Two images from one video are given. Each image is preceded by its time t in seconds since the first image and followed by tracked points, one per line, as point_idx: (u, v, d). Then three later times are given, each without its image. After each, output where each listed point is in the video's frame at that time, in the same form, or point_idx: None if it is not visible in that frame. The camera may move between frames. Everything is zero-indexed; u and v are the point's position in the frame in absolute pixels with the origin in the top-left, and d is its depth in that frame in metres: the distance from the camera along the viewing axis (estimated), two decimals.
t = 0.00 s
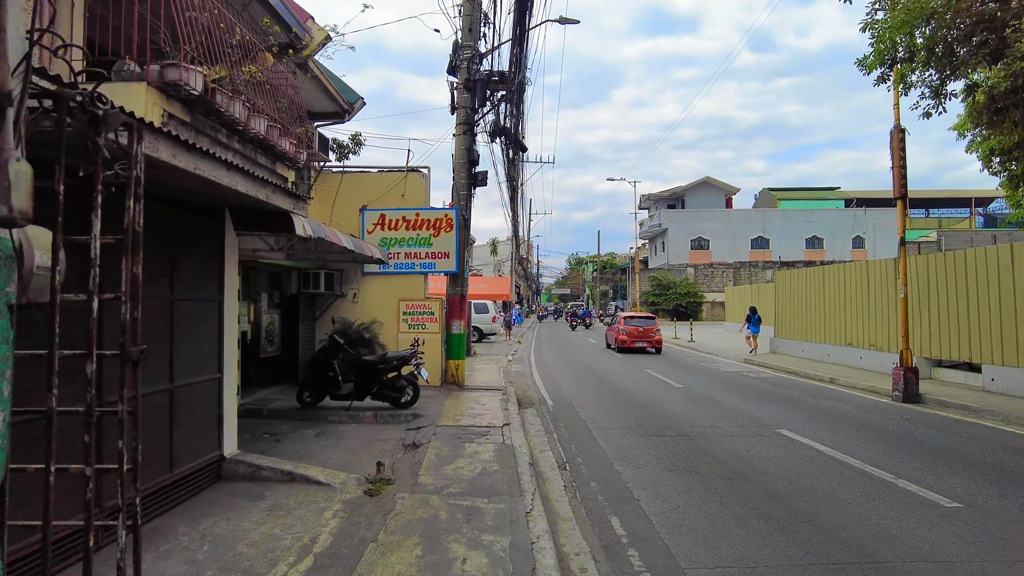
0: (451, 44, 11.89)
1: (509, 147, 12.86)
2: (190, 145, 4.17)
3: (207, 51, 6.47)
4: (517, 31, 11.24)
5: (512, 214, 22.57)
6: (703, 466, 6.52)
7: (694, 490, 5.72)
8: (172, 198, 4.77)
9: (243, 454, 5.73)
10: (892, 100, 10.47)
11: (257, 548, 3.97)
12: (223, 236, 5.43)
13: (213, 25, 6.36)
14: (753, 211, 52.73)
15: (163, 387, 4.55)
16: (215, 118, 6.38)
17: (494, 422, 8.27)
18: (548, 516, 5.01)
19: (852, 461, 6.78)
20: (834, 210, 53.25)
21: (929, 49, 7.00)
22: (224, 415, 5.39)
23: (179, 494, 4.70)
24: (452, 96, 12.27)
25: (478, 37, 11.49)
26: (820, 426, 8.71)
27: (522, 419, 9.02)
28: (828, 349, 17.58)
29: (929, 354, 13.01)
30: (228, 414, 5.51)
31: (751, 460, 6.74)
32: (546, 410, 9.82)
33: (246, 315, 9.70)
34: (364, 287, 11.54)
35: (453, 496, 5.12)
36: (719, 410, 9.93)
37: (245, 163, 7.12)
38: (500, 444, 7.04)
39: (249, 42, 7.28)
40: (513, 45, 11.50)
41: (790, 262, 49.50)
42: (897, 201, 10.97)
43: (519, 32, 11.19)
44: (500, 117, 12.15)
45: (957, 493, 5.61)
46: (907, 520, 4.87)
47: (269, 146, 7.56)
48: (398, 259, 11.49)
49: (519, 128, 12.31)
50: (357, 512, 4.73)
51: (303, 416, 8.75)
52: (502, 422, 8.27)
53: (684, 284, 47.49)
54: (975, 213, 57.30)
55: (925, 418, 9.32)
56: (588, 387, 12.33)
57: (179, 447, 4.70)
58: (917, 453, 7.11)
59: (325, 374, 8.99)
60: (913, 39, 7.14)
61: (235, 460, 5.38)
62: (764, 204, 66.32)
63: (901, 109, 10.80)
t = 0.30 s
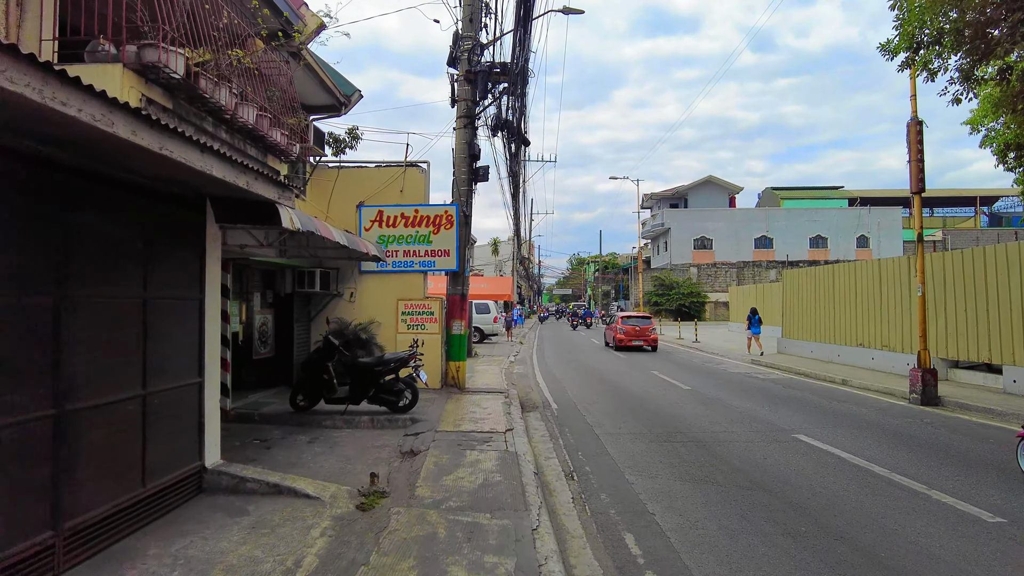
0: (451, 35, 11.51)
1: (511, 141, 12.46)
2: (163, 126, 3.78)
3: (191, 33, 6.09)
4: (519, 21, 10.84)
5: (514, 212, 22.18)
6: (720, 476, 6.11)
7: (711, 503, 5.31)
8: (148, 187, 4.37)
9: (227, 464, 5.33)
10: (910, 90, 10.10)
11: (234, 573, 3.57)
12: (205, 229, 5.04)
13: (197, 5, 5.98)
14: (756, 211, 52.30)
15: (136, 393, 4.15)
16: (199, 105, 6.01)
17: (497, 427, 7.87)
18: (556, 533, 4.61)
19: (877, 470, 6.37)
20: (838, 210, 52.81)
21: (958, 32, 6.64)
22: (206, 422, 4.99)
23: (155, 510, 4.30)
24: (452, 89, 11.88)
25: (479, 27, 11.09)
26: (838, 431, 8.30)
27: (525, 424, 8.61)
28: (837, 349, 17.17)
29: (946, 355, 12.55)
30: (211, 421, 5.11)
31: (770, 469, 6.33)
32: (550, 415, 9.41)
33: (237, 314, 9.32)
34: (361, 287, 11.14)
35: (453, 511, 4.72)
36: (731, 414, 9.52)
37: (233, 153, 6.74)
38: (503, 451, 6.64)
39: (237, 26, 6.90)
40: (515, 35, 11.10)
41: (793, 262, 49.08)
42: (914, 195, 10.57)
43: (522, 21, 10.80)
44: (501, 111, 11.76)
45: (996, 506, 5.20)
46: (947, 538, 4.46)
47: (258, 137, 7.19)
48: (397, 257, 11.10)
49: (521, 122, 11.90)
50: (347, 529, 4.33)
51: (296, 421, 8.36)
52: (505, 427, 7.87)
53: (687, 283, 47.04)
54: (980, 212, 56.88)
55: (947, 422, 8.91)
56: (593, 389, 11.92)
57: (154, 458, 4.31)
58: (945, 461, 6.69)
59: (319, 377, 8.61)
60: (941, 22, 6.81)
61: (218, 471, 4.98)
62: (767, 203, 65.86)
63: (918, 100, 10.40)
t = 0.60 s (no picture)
0: (451, 28, 11.11)
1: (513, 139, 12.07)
2: (126, 112, 3.38)
3: (171, 19, 5.71)
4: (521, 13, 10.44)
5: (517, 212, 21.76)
6: (738, 492, 5.70)
7: (732, 525, 4.89)
8: (114, 183, 3.97)
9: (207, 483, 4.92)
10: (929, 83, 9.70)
11: None
12: (182, 228, 4.64)
13: None
14: (760, 211, 51.88)
15: (99, 410, 3.75)
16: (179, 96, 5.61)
17: (499, 438, 7.46)
18: (564, 561, 4.20)
19: (906, 485, 5.94)
20: (843, 210, 52.32)
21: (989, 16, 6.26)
22: (184, 439, 4.59)
23: (121, 538, 3.90)
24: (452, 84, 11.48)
25: (480, 19, 10.70)
26: (858, 441, 7.88)
27: (529, 433, 8.19)
28: (848, 352, 16.70)
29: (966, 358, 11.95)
30: (190, 437, 4.71)
31: (791, 484, 5.92)
32: (555, 423, 8.99)
33: (228, 318, 8.93)
34: (357, 289, 10.74)
35: (451, 537, 4.31)
36: (744, 422, 9.11)
37: (218, 148, 6.32)
38: (506, 465, 6.23)
39: (223, 16, 6.53)
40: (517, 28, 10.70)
41: (798, 262, 48.57)
42: (933, 193, 10.14)
43: (524, 13, 10.40)
44: (503, 106, 11.36)
45: None
46: (996, 567, 4.04)
47: (246, 131, 6.78)
48: (395, 258, 10.72)
49: (523, 118, 11.49)
50: (334, 559, 3.92)
51: (288, 431, 7.97)
52: (508, 438, 7.46)
53: (690, 284, 46.62)
54: (986, 212, 56.37)
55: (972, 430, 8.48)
56: (598, 395, 11.51)
57: (121, 481, 3.91)
58: (978, 475, 6.27)
59: (313, 384, 8.20)
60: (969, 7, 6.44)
61: (196, 492, 4.57)
62: (771, 203, 65.42)
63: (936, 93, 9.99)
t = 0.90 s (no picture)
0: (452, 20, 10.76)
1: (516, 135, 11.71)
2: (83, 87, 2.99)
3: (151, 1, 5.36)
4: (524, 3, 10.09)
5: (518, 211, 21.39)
6: (758, 506, 5.34)
7: (755, 544, 4.53)
8: (80, 171, 3.60)
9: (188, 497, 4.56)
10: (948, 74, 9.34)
11: None
12: (159, 222, 4.28)
13: None
14: (763, 210, 51.51)
15: (61, 423, 3.39)
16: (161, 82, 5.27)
17: (502, 445, 7.10)
18: None
19: (937, 497, 5.57)
20: (847, 209, 51.93)
21: None
22: (161, 451, 4.23)
23: (88, 562, 3.55)
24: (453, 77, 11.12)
25: (481, 10, 10.34)
26: (879, 448, 7.51)
27: (533, 440, 7.83)
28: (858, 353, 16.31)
29: (984, 359, 11.54)
30: (169, 449, 4.35)
31: (813, 497, 5.55)
32: (560, 428, 8.63)
33: (219, 319, 8.58)
34: (355, 288, 10.38)
35: (451, 558, 3.95)
36: (757, 427, 8.73)
37: (202, 138, 5.97)
38: (510, 476, 5.87)
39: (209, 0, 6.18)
40: (519, 18, 10.34)
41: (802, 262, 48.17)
42: (952, 190, 9.77)
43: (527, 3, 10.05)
44: (506, 101, 10.99)
45: None
46: None
47: (233, 122, 6.42)
48: (394, 257, 10.37)
49: (526, 113, 11.13)
50: None
51: (281, 437, 7.62)
52: (511, 445, 7.10)
53: (693, 284, 46.24)
54: (991, 212, 55.97)
55: (997, 436, 8.11)
56: (604, 398, 11.13)
57: (86, 500, 3.55)
58: (1011, 486, 5.90)
59: (307, 389, 7.86)
60: None
61: (174, 509, 4.21)
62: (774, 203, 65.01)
63: (955, 85, 9.63)
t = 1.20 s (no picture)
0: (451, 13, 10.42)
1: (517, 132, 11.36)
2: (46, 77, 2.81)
3: None
4: None
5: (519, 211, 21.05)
6: (777, 523, 4.97)
7: (777, 568, 4.16)
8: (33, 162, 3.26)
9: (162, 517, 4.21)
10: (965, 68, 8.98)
11: None
12: (129, 218, 3.93)
13: None
14: (766, 211, 51.17)
15: (10, 441, 3.05)
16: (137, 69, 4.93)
17: (503, 455, 6.74)
18: None
19: (969, 513, 5.20)
20: (850, 210, 51.55)
21: None
22: (130, 468, 3.88)
23: None
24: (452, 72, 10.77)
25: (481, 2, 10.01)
26: (899, 457, 7.14)
27: (535, 449, 7.46)
28: (868, 356, 15.92)
29: (1001, 363, 11.17)
30: (140, 465, 4.00)
31: (836, 514, 5.19)
32: (563, 436, 8.26)
33: (208, 322, 8.24)
34: (351, 290, 10.04)
35: None
36: (769, 435, 8.37)
37: (184, 130, 5.64)
38: (511, 490, 5.51)
39: None
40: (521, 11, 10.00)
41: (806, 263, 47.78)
42: (969, 188, 9.40)
43: None
44: (507, 96, 10.65)
45: None
46: None
47: (218, 114, 6.09)
48: (391, 257, 10.02)
49: (527, 109, 10.77)
50: None
51: (271, 447, 7.27)
52: (513, 455, 6.73)
53: (696, 285, 45.85)
54: (996, 212, 55.57)
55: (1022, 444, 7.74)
56: (608, 404, 10.76)
57: (39, 525, 3.20)
58: None
59: (299, 396, 7.51)
60: None
61: (145, 531, 3.87)
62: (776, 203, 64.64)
63: (973, 79, 9.27)
